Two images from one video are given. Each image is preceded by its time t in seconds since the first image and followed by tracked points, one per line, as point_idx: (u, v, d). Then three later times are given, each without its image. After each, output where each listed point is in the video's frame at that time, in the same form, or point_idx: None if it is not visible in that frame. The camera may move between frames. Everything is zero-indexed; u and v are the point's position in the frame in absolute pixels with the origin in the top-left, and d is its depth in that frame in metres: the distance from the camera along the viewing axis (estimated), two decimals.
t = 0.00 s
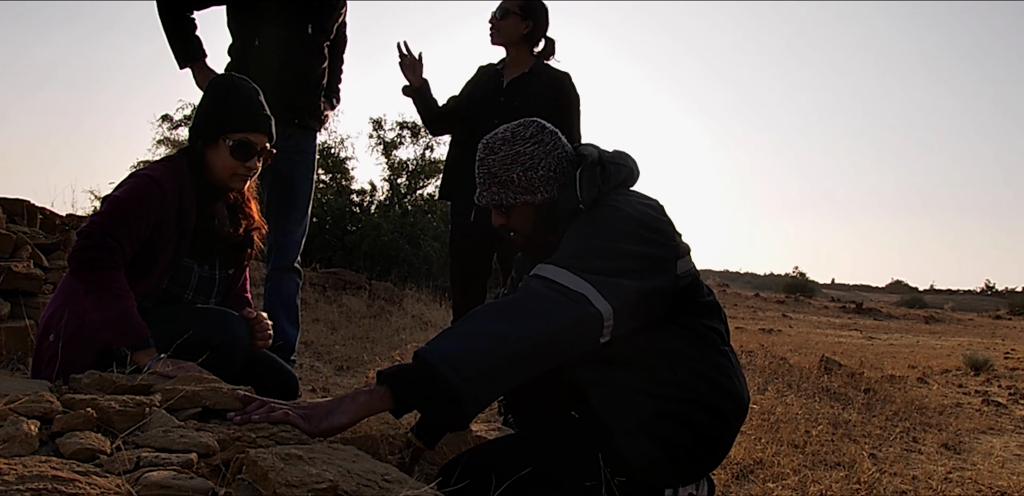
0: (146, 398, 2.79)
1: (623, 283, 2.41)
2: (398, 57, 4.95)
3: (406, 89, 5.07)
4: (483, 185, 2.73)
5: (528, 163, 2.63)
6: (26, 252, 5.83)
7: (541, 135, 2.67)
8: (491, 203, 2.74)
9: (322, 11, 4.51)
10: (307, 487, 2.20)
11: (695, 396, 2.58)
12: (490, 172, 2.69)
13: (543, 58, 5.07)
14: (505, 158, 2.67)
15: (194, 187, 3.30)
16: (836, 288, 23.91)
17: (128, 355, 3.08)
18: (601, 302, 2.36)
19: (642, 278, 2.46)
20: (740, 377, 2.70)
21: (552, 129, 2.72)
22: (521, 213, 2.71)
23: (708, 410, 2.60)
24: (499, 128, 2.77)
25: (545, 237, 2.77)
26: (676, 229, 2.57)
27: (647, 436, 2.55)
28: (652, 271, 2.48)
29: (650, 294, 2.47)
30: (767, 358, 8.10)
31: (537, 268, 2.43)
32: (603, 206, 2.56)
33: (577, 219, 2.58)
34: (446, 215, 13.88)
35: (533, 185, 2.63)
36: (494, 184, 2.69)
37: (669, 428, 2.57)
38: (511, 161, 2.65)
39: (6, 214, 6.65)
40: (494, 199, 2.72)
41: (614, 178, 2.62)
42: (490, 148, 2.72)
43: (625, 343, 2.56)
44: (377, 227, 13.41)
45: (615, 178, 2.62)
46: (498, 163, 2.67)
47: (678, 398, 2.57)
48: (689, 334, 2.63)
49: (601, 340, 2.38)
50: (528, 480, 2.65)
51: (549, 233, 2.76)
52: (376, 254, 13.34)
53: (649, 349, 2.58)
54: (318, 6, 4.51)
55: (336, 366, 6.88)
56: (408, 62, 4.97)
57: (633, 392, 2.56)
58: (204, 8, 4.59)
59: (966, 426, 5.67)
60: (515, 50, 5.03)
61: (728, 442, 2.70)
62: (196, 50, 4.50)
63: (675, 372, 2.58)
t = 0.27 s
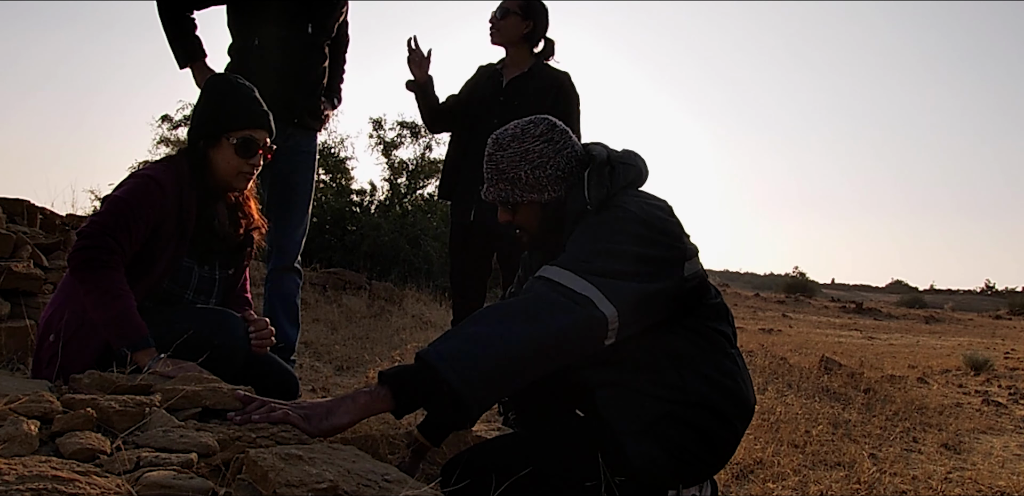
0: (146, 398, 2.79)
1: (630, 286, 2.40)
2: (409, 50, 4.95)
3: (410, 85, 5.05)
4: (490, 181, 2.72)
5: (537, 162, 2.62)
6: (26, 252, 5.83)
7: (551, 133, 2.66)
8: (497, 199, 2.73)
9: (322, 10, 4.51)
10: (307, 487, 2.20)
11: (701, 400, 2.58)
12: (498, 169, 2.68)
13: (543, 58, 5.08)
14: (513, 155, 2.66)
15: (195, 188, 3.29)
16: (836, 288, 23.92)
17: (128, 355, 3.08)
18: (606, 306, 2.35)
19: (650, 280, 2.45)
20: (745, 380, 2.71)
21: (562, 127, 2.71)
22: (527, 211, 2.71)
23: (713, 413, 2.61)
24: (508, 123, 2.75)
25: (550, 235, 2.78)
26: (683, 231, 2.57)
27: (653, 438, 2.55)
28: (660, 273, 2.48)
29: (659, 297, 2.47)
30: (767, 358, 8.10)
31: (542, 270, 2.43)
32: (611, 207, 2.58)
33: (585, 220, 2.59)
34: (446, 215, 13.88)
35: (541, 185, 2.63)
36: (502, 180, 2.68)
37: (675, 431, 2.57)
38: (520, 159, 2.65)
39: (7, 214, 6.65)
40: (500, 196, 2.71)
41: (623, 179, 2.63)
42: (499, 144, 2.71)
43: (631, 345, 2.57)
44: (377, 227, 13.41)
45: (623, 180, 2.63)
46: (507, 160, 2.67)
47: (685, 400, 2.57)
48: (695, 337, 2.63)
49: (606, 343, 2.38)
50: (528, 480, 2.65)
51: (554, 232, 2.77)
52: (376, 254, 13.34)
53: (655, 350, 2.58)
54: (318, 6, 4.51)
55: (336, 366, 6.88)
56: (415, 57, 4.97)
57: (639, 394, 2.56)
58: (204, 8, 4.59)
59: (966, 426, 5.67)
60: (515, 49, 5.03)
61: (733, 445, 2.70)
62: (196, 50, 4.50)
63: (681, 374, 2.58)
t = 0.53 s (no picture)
0: (146, 398, 2.79)
1: (633, 288, 2.39)
2: (413, 49, 4.95)
3: (412, 83, 5.05)
4: (496, 166, 2.73)
5: (542, 155, 2.62)
6: (26, 252, 5.83)
7: (563, 128, 2.64)
8: (500, 184, 2.74)
9: (321, 10, 4.51)
10: (307, 487, 2.20)
11: (704, 402, 2.56)
12: (504, 155, 2.69)
13: (542, 59, 5.08)
14: (521, 145, 2.66)
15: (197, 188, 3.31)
16: (836, 288, 23.92)
17: (128, 355, 3.08)
18: (608, 309, 2.35)
19: (653, 282, 2.43)
20: (749, 382, 2.69)
21: (577, 123, 2.68)
22: (526, 201, 2.71)
23: (715, 416, 2.59)
24: (526, 111, 2.74)
25: (549, 227, 2.78)
26: (688, 232, 2.55)
27: (654, 439, 2.55)
28: (663, 275, 2.46)
29: (662, 298, 2.45)
30: (767, 358, 8.10)
31: (543, 271, 2.43)
32: (614, 207, 2.56)
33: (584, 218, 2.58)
34: (446, 215, 13.88)
35: (541, 178, 2.63)
36: (506, 168, 2.69)
37: (677, 433, 2.56)
38: (526, 150, 2.65)
39: (6, 214, 6.65)
40: (502, 182, 2.72)
41: (629, 180, 2.59)
42: (510, 131, 2.71)
43: (635, 346, 2.55)
44: (377, 227, 13.41)
45: (629, 181, 2.59)
46: (514, 149, 2.67)
47: (688, 402, 2.55)
48: (699, 338, 2.61)
49: (608, 346, 2.37)
50: (527, 480, 2.65)
51: (552, 224, 2.77)
52: (376, 254, 13.34)
53: (659, 351, 2.56)
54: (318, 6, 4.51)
55: (336, 366, 6.88)
56: (420, 57, 4.96)
57: (641, 395, 2.55)
58: (204, 8, 4.58)
59: (966, 426, 5.67)
60: (515, 49, 5.02)
61: (734, 447, 2.70)
62: (196, 50, 4.50)
63: (684, 376, 2.56)
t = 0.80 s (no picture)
0: (146, 398, 2.79)
1: (634, 289, 2.39)
2: (411, 50, 4.95)
3: (411, 83, 5.03)
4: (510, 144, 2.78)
5: (551, 142, 2.64)
6: (26, 252, 5.83)
7: (577, 118, 2.65)
8: (512, 162, 2.79)
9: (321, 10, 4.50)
10: (307, 487, 2.20)
11: (705, 405, 2.57)
12: (518, 135, 2.73)
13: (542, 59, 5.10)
14: (534, 129, 2.69)
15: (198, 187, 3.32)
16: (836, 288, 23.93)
17: (128, 355, 3.08)
18: (608, 311, 2.34)
19: (655, 283, 2.43)
20: (752, 385, 2.69)
21: (594, 115, 2.68)
22: (532, 183, 2.75)
23: (716, 419, 2.60)
24: (548, 96, 2.76)
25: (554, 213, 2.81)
26: (693, 233, 2.53)
27: (653, 441, 2.56)
28: (665, 276, 2.46)
29: (664, 300, 2.45)
30: (767, 358, 8.10)
31: (543, 270, 2.42)
32: (616, 205, 2.53)
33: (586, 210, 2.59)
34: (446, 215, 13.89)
35: (547, 163, 2.66)
36: (518, 148, 2.73)
37: (676, 435, 2.57)
38: (538, 135, 2.68)
39: (6, 214, 6.65)
40: (514, 160, 2.77)
41: (635, 178, 2.58)
42: (529, 114, 2.74)
43: (637, 347, 2.55)
44: (377, 227, 13.42)
45: (636, 178, 2.57)
46: (528, 131, 2.70)
47: (689, 405, 2.56)
48: (702, 341, 2.60)
49: (608, 347, 2.38)
50: (527, 480, 2.65)
51: (557, 210, 2.80)
52: (376, 254, 13.34)
53: (661, 353, 2.56)
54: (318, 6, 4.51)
55: (336, 366, 6.88)
56: (417, 57, 4.97)
57: (642, 397, 2.56)
58: (204, 8, 4.58)
59: (966, 426, 5.67)
60: (516, 50, 5.03)
61: (736, 450, 2.71)
62: (196, 50, 4.50)
63: (686, 378, 2.57)
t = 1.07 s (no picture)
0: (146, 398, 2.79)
1: (634, 290, 2.39)
2: (406, 56, 4.95)
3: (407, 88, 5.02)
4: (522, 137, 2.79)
5: (559, 136, 2.65)
6: (27, 252, 5.83)
7: (587, 113, 2.66)
8: (522, 155, 2.80)
9: (320, 10, 4.50)
10: (308, 487, 2.20)
11: (707, 408, 2.57)
12: (529, 128, 2.75)
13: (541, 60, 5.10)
14: (544, 122, 2.70)
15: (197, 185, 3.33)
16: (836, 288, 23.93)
17: (128, 355, 3.08)
18: (606, 313, 2.35)
19: (656, 285, 2.43)
20: (757, 391, 2.67)
21: (605, 110, 2.68)
22: (541, 176, 2.76)
23: (718, 423, 2.59)
24: (561, 90, 2.77)
25: (563, 208, 2.82)
26: (699, 235, 2.52)
27: (654, 442, 2.57)
28: (668, 278, 2.45)
29: (666, 302, 2.45)
30: (767, 358, 8.10)
31: (544, 268, 2.42)
32: (622, 202, 2.53)
33: (593, 207, 2.60)
34: (446, 215, 13.89)
35: (555, 157, 2.67)
36: (528, 141, 2.74)
37: (677, 438, 2.57)
38: (546, 128, 2.69)
39: (6, 214, 6.65)
40: (524, 154, 2.78)
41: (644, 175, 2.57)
42: (541, 107, 2.75)
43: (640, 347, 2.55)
44: (378, 227, 13.43)
45: (644, 175, 2.56)
46: (538, 124, 2.71)
47: (690, 408, 2.56)
48: (707, 344, 2.59)
49: (608, 349, 2.38)
50: (527, 479, 2.64)
51: (564, 204, 2.81)
52: (376, 254, 13.33)
53: (664, 354, 2.56)
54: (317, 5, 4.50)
55: (336, 366, 6.88)
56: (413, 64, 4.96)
57: (644, 398, 2.57)
58: (204, 8, 4.58)
59: (966, 426, 5.67)
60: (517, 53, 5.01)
61: (737, 455, 2.70)
62: (195, 50, 4.51)
63: (688, 382, 2.56)
